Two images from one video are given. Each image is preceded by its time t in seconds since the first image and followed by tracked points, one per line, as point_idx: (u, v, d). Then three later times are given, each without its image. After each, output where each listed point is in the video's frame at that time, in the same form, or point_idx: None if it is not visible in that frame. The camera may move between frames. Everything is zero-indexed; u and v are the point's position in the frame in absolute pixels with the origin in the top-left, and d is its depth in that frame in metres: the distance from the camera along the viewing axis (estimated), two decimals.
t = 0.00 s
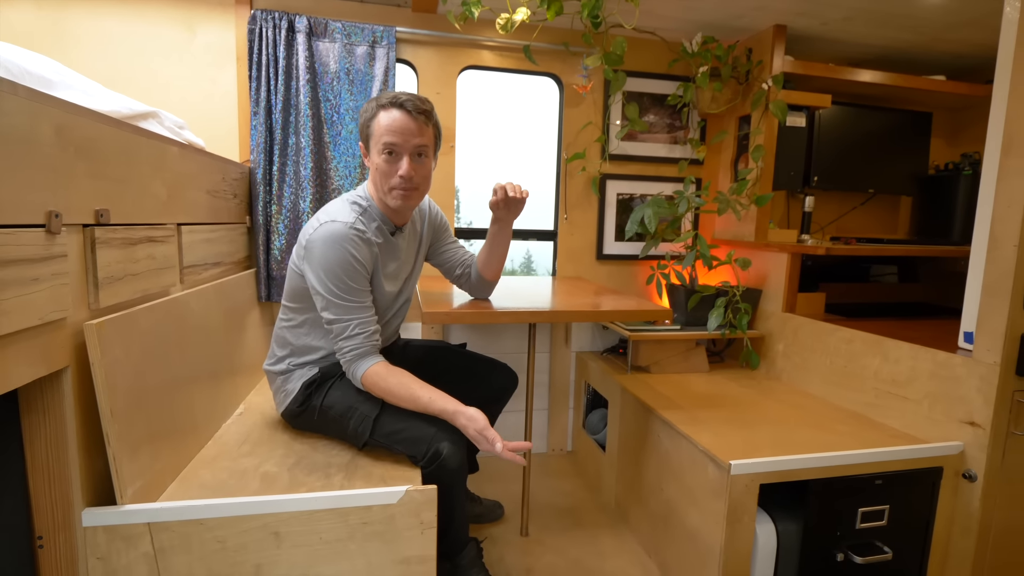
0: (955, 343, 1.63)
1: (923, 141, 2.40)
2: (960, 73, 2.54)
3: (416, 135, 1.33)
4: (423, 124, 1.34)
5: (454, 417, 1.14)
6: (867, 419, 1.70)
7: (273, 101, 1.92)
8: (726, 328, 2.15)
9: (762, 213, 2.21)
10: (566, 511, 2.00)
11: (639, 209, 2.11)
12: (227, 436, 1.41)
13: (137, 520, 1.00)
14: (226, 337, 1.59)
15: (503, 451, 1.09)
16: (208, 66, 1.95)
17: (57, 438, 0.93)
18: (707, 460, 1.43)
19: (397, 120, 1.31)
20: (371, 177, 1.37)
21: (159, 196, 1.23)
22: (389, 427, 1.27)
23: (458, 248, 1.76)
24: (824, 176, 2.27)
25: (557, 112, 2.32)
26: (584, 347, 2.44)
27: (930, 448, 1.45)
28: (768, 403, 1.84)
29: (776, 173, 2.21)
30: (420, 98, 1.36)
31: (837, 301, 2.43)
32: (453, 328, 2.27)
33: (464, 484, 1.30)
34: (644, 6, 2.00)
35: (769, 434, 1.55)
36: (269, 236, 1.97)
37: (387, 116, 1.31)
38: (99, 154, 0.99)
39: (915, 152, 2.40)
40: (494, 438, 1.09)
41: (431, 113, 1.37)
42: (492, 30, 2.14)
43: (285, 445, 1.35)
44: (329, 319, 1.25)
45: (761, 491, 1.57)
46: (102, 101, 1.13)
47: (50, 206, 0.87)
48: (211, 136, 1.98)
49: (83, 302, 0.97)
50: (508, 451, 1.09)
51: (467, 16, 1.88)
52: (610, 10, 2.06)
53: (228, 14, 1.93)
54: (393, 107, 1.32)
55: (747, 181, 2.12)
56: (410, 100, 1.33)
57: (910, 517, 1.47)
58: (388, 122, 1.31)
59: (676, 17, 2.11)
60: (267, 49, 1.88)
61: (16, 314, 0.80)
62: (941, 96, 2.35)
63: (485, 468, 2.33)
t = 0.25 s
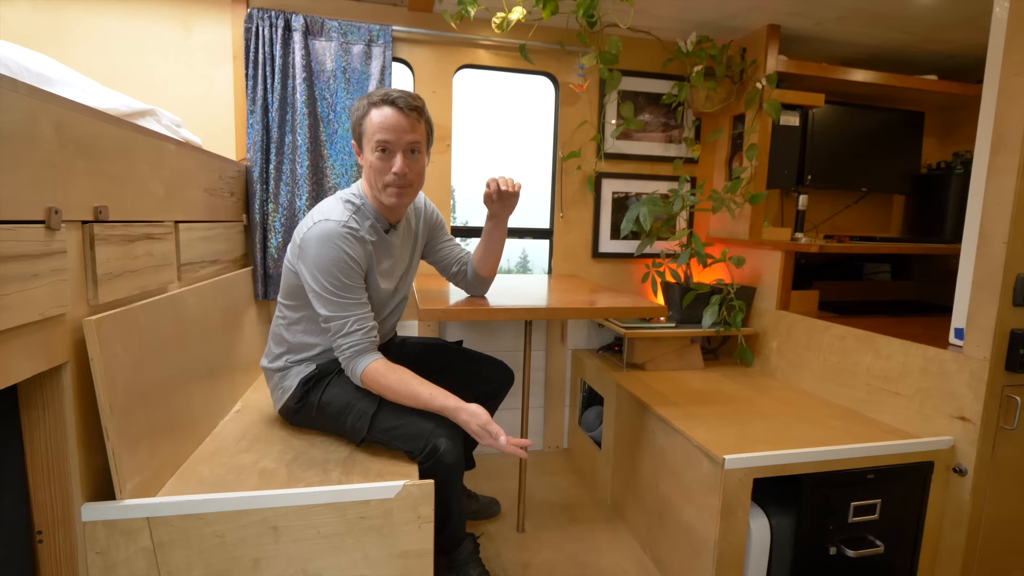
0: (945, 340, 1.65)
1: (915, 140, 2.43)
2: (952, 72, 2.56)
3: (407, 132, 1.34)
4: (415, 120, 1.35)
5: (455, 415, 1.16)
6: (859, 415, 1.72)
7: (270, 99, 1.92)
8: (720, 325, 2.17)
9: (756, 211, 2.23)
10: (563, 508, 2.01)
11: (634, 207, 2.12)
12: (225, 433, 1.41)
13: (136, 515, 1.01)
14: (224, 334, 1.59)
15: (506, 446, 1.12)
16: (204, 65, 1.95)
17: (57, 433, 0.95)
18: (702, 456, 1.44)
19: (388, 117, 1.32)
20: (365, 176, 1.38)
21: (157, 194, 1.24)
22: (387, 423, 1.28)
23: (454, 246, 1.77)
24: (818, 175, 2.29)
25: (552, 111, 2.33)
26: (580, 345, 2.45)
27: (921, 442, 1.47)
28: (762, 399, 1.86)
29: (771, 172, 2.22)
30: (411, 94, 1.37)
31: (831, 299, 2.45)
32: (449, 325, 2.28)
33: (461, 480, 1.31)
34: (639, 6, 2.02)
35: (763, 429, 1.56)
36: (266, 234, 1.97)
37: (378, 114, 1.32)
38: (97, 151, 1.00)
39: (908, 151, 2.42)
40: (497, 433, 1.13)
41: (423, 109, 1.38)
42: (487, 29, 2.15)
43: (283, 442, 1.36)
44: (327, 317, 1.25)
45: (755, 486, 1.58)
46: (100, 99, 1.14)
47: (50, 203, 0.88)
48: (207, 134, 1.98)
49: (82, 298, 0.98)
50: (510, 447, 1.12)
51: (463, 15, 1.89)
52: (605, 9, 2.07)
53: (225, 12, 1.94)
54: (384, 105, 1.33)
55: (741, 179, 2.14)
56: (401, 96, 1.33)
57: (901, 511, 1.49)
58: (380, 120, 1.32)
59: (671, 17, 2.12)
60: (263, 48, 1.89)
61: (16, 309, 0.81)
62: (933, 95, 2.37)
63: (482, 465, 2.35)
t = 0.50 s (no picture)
0: (941, 338, 1.66)
1: (911, 140, 2.44)
2: (947, 72, 2.58)
3: (405, 131, 1.34)
4: (412, 119, 1.36)
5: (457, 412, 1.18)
6: (855, 412, 1.73)
7: (269, 98, 1.92)
8: (717, 324, 2.18)
9: (753, 210, 2.24)
10: (561, 506, 2.02)
11: (631, 206, 2.13)
12: (225, 431, 1.42)
13: (137, 511, 1.02)
14: (224, 333, 1.60)
15: (509, 440, 1.15)
16: (203, 64, 1.96)
17: (59, 430, 0.95)
18: (699, 453, 1.45)
19: (386, 116, 1.33)
20: (363, 174, 1.39)
21: (157, 192, 1.24)
22: (386, 420, 1.29)
23: (453, 244, 1.78)
24: (814, 175, 2.30)
25: (550, 111, 2.34)
26: (578, 344, 2.46)
27: (915, 439, 1.48)
28: (758, 397, 1.87)
29: (767, 171, 2.24)
30: (408, 93, 1.38)
31: (827, 298, 2.46)
32: (448, 324, 2.29)
33: (460, 477, 1.32)
34: (636, 6, 2.03)
35: (760, 427, 1.58)
36: (265, 233, 1.98)
37: (376, 113, 1.33)
38: (98, 150, 1.00)
39: (904, 151, 2.44)
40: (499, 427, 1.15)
41: (420, 108, 1.38)
42: (486, 29, 2.16)
43: (283, 440, 1.36)
44: (327, 315, 1.26)
45: (752, 483, 1.60)
46: (101, 98, 1.14)
47: (52, 201, 0.89)
48: (206, 133, 1.99)
49: (84, 296, 0.99)
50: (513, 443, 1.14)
51: (461, 15, 1.89)
52: (602, 9, 2.08)
53: (223, 12, 1.94)
54: (382, 104, 1.34)
55: (738, 179, 2.15)
56: (398, 95, 1.34)
57: (897, 507, 1.51)
58: (378, 119, 1.33)
59: (669, 17, 2.13)
60: (262, 47, 1.89)
61: (19, 306, 0.81)
62: (929, 95, 2.38)
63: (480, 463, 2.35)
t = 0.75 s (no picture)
0: (937, 337, 1.68)
1: (908, 140, 2.45)
2: (944, 73, 2.59)
3: (405, 130, 1.35)
4: (412, 118, 1.36)
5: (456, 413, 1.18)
6: (852, 411, 1.74)
7: (268, 99, 1.93)
8: (716, 323, 2.18)
9: (751, 210, 2.25)
10: (560, 504, 2.02)
11: (630, 206, 2.14)
12: (225, 430, 1.42)
13: (139, 510, 1.03)
14: (224, 332, 1.60)
15: (506, 443, 1.15)
16: (203, 64, 1.96)
17: (61, 428, 0.96)
18: (698, 451, 1.46)
19: (386, 116, 1.33)
20: (363, 173, 1.39)
21: (158, 193, 1.25)
22: (386, 419, 1.30)
23: (451, 244, 1.78)
24: (812, 175, 2.31)
25: (549, 111, 2.34)
26: (577, 343, 2.47)
27: (912, 437, 1.49)
28: (756, 396, 1.88)
29: (765, 171, 2.24)
30: (407, 93, 1.39)
31: (825, 297, 2.48)
32: (447, 323, 2.30)
33: (460, 475, 1.32)
34: (635, 6, 2.04)
35: (757, 425, 1.58)
36: (264, 233, 1.98)
37: (376, 113, 1.34)
38: (100, 151, 1.01)
39: (901, 151, 2.45)
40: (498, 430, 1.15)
41: (419, 108, 1.39)
42: (484, 29, 2.17)
43: (283, 439, 1.37)
44: (327, 314, 1.27)
45: (750, 482, 1.60)
46: (102, 99, 1.15)
47: (55, 202, 0.89)
48: (206, 133, 1.99)
49: (86, 296, 1.00)
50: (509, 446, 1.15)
51: (460, 16, 1.90)
52: (601, 10, 2.09)
53: (223, 12, 1.95)
54: (382, 103, 1.34)
55: (736, 179, 2.16)
56: (398, 95, 1.35)
57: (893, 505, 1.52)
58: (378, 119, 1.33)
59: (667, 18, 2.14)
60: (262, 48, 1.90)
61: (22, 306, 0.82)
62: (926, 95, 2.39)
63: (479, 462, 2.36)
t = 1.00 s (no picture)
0: (933, 336, 1.69)
1: (905, 140, 2.46)
2: (941, 73, 2.60)
3: (405, 132, 1.36)
4: (412, 119, 1.37)
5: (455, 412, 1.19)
6: (849, 410, 1.75)
7: (268, 99, 1.93)
8: (714, 322, 2.19)
9: (749, 210, 2.26)
10: (558, 503, 2.03)
11: (628, 207, 2.15)
12: (225, 429, 1.43)
13: (140, 509, 1.03)
14: (224, 332, 1.61)
15: (504, 442, 1.16)
16: (202, 65, 1.97)
17: (63, 427, 0.97)
18: (695, 450, 1.47)
19: (386, 117, 1.34)
20: (362, 173, 1.40)
21: (159, 193, 1.26)
22: (386, 418, 1.31)
23: (451, 244, 1.79)
24: (810, 175, 2.32)
25: (548, 111, 2.35)
26: (576, 343, 2.48)
27: (908, 436, 1.50)
28: (754, 395, 1.89)
29: (763, 171, 2.25)
30: (407, 94, 1.39)
31: (823, 297, 2.49)
32: (446, 323, 2.30)
33: (459, 474, 1.33)
34: (633, 7, 2.05)
35: (755, 424, 1.59)
36: (264, 233, 1.99)
37: (376, 114, 1.34)
38: (101, 151, 1.02)
39: (898, 151, 2.46)
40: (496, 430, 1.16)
41: (419, 109, 1.40)
42: (483, 30, 2.17)
43: (283, 438, 1.38)
44: (327, 313, 1.27)
45: (748, 480, 1.61)
46: (103, 99, 1.16)
47: (57, 202, 0.90)
48: (206, 134, 2.00)
49: (87, 295, 1.00)
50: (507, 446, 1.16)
51: (459, 16, 1.90)
52: (599, 11, 2.10)
53: (223, 13, 1.95)
54: (382, 105, 1.35)
55: (734, 179, 2.17)
56: (398, 96, 1.36)
57: (889, 503, 1.53)
58: (378, 120, 1.34)
59: (665, 19, 2.15)
60: (261, 48, 1.90)
61: (24, 306, 0.83)
62: (923, 96, 2.40)
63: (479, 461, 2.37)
